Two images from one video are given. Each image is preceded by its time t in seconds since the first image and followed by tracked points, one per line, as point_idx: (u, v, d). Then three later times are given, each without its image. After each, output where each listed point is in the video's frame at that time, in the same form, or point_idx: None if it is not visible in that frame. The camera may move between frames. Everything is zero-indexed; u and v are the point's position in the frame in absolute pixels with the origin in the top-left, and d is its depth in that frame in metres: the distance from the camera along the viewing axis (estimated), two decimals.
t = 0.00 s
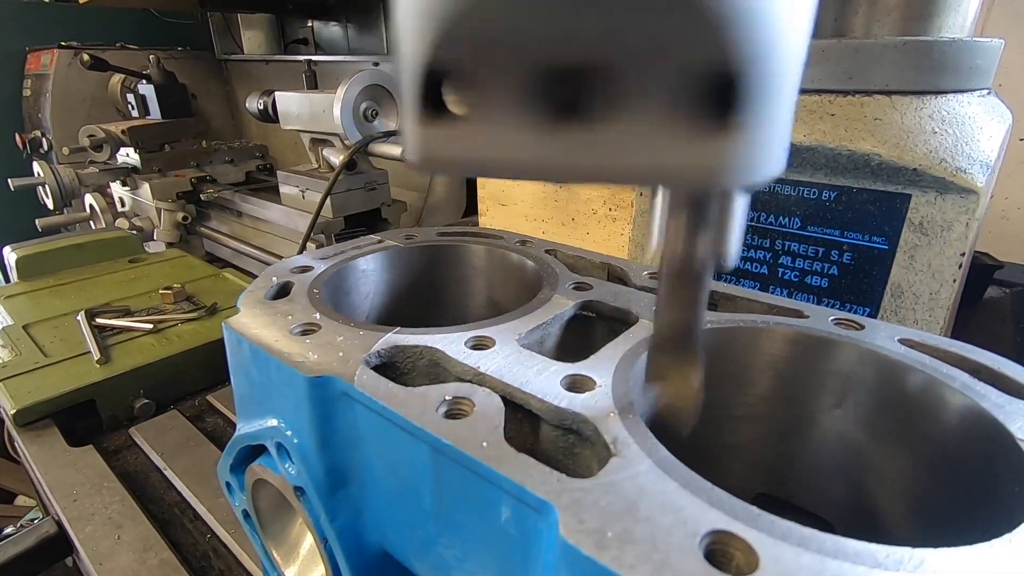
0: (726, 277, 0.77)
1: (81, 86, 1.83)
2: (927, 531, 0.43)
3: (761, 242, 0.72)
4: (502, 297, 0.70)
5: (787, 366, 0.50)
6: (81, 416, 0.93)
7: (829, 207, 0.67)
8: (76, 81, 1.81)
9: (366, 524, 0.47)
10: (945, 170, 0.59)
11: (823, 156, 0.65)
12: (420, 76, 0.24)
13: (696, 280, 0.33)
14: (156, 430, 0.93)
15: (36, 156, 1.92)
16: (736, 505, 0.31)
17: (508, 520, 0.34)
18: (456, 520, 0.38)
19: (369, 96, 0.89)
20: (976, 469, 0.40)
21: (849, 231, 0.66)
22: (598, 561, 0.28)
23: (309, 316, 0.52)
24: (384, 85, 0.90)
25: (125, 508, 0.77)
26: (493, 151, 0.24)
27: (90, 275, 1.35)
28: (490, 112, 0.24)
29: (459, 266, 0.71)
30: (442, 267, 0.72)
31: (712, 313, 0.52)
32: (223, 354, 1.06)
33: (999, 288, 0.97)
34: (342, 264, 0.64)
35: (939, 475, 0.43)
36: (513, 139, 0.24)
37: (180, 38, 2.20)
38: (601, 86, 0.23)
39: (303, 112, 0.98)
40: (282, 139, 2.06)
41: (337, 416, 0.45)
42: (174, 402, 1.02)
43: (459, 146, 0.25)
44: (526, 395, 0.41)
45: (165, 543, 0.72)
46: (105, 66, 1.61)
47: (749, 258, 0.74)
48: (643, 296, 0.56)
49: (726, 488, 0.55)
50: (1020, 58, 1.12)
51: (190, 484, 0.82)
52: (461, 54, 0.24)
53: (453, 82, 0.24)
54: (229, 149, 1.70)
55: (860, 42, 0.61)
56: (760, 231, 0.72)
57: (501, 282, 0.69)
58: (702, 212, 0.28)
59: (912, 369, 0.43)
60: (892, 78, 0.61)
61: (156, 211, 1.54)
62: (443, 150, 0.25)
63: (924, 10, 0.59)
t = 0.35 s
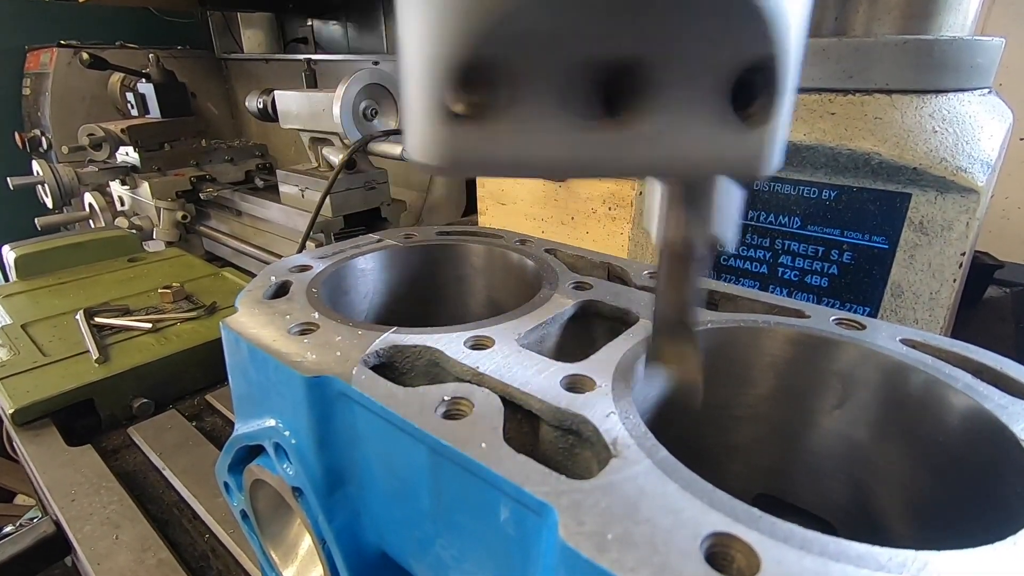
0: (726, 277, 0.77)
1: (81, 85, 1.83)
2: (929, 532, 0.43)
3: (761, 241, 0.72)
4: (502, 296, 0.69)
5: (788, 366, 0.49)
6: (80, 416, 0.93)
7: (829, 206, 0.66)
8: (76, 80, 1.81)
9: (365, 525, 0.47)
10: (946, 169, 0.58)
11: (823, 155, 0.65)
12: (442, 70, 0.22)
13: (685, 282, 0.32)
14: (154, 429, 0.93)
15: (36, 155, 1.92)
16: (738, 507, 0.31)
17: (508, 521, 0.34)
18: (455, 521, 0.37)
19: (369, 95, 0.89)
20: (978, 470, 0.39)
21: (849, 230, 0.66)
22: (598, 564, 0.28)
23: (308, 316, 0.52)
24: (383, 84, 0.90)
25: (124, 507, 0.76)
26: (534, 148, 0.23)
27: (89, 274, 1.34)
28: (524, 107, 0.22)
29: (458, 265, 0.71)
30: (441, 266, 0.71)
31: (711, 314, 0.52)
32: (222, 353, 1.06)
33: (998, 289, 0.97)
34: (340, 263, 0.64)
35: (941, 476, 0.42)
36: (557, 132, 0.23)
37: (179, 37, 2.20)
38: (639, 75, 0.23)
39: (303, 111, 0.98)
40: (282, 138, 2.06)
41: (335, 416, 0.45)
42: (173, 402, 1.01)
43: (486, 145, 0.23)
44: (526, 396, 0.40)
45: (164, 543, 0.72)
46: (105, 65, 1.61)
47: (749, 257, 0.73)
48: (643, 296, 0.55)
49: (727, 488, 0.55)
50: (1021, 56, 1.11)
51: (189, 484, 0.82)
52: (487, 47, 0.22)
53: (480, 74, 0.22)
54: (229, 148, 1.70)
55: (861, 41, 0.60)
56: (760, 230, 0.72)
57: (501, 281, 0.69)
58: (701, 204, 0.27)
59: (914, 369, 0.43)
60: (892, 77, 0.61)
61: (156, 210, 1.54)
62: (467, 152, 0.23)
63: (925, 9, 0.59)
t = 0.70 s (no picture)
0: (724, 278, 0.77)
1: (81, 85, 1.83)
2: (926, 535, 0.43)
3: (759, 243, 0.72)
4: (501, 298, 0.69)
5: (787, 370, 0.49)
6: (80, 417, 0.93)
7: (827, 208, 0.66)
8: (76, 80, 1.81)
9: (363, 528, 0.47)
10: (943, 171, 0.58)
11: (820, 157, 0.65)
12: (455, 78, 0.23)
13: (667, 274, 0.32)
14: (154, 431, 0.93)
15: (36, 155, 1.92)
16: (735, 513, 0.31)
17: (506, 526, 0.34)
18: (454, 525, 0.37)
19: (368, 96, 0.89)
20: (977, 474, 0.39)
21: (847, 232, 0.66)
22: (596, 570, 0.28)
23: (307, 320, 0.52)
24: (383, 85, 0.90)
25: (123, 509, 0.76)
26: (552, 158, 0.23)
27: (89, 274, 1.34)
28: (546, 114, 0.23)
29: (457, 267, 0.71)
30: (440, 268, 0.71)
31: (710, 316, 0.52)
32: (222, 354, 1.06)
33: (996, 290, 0.97)
34: (339, 266, 0.64)
35: (939, 480, 0.42)
36: (574, 141, 0.24)
37: (180, 37, 2.20)
38: (640, 81, 0.24)
39: (303, 112, 0.98)
40: (282, 138, 2.06)
41: (333, 420, 0.45)
42: (172, 403, 1.01)
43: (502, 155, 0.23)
44: (524, 399, 0.40)
45: (163, 545, 0.72)
46: (105, 65, 1.61)
47: (747, 258, 0.73)
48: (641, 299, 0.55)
49: (726, 491, 0.55)
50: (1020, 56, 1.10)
51: (189, 485, 0.82)
52: (502, 56, 0.22)
53: (491, 83, 0.23)
54: (229, 148, 1.70)
55: (858, 43, 0.61)
56: (758, 231, 0.72)
57: (500, 283, 0.69)
58: (685, 200, 0.28)
59: (913, 373, 0.43)
60: (891, 78, 0.61)
61: (156, 211, 1.54)
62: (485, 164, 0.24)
63: (924, 10, 0.59)
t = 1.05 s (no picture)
0: (722, 280, 0.77)
1: (80, 87, 1.83)
2: (924, 538, 0.43)
3: (757, 245, 0.72)
4: (500, 302, 0.70)
5: (786, 374, 0.49)
6: (79, 421, 0.93)
7: (824, 211, 0.66)
8: (74, 82, 1.81)
9: (364, 533, 0.47)
10: (939, 174, 0.59)
11: (817, 160, 0.65)
12: (495, 93, 0.25)
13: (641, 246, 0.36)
14: (153, 434, 0.93)
15: (34, 157, 1.92)
16: (734, 519, 0.31)
17: (506, 531, 0.34)
18: (454, 530, 0.37)
19: (367, 98, 0.89)
20: (975, 479, 0.40)
21: (845, 234, 0.66)
22: None
23: (306, 325, 0.52)
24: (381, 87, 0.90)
25: (123, 513, 0.76)
26: (580, 164, 0.26)
27: (88, 277, 1.34)
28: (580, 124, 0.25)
29: (456, 270, 0.71)
30: (439, 272, 0.71)
31: (709, 321, 0.52)
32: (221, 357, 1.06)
33: (993, 291, 0.96)
34: (339, 270, 0.64)
35: (937, 484, 0.43)
36: (603, 146, 0.26)
37: (178, 39, 2.20)
38: (655, 91, 0.26)
39: (301, 114, 0.98)
40: (280, 140, 2.06)
41: (333, 425, 0.45)
42: (172, 406, 1.02)
43: (536, 159, 0.25)
44: (523, 404, 0.40)
45: (162, 549, 0.72)
46: (104, 67, 1.61)
47: (745, 261, 0.74)
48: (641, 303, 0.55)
49: (723, 494, 0.55)
50: (1017, 61, 1.06)
51: (188, 489, 0.82)
52: (538, 72, 0.25)
53: (527, 96, 0.25)
54: (228, 150, 1.70)
55: (855, 47, 0.60)
56: (756, 234, 0.72)
57: (499, 287, 0.69)
58: (661, 197, 0.34)
59: (911, 377, 0.43)
60: (887, 82, 0.60)
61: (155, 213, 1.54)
62: (520, 173, 0.26)
63: (921, 13, 0.60)
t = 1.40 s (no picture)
0: (721, 282, 0.77)
1: (79, 90, 1.83)
2: (924, 540, 0.44)
3: (755, 247, 0.72)
4: (501, 305, 0.70)
5: (786, 377, 0.50)
6: (79, 424, 0.93)
7: (822, 213, 0.67)
8: (73, 84, 1.81)
9: (366, 536, 0.48)
10: (936, 177, 0.59)
11: (816, 163, 0.65)
12: (540, 105, 0.32)
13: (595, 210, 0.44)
14: (154, 437, 0.93)
15: (34, 160, 1.92)
16: (736, 521, 0.31)
17: (508, 534, 0.34)
18: (457, 533, 0.37)
19: (367, 100, 0.89)
20: (975, 482, 0.40)
21: (843, 237, 0.66)
22: None
23: (308, 329, 0.52)
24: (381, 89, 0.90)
25: (123, 516, 0.77)
26: (602, 157, 0.34)
27: (88, 280, 1.34)
28: (602, 129, 0.33)
29: (456, 273, 0.71)
30: (440, 275, 0.71)
31: (709, 324, 0.52)
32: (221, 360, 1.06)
33: (991, 293, 0.99)
34: (340, 273, 0.64)
35: (937, 487, 0.43)
36: (617, 143, 0.34)
37: (178, 41, 2.20)
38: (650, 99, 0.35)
39: (301, 117, 0.98)
40: (279, 142, 2.06)
41: (335, 428, 0.45)
42: (172, 409, 1.02)
43: (572, 160, 0.33)
44: (525, 408, 0.41)
45: (163, 552, 0.72)
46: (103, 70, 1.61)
47: (743, 263, 0.74)
48: (642, 306, 0.56)
49: (724, 496, 0.55)
50: (1015, 61, 1.07)
51: (188, 492, 0.82)
52: (573, 89, 0.32)
53: (563, 108, 0.33)
54: (227, 152, 1.70)
55: (853, 50, 0.60)
56: (754, 236, 0.72)
57: (500, 290, 0.70)
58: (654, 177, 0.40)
59: (910, 379, 0.43)
60: (885, 85, 0.60)
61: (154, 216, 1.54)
62: (560, 166, 0.33)
63: (919, 17, 0.60)
